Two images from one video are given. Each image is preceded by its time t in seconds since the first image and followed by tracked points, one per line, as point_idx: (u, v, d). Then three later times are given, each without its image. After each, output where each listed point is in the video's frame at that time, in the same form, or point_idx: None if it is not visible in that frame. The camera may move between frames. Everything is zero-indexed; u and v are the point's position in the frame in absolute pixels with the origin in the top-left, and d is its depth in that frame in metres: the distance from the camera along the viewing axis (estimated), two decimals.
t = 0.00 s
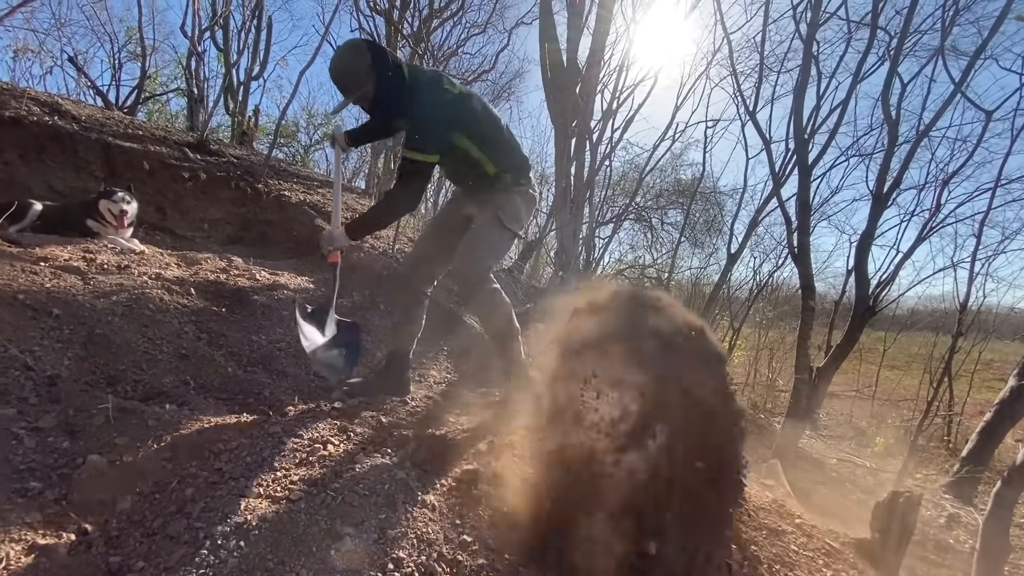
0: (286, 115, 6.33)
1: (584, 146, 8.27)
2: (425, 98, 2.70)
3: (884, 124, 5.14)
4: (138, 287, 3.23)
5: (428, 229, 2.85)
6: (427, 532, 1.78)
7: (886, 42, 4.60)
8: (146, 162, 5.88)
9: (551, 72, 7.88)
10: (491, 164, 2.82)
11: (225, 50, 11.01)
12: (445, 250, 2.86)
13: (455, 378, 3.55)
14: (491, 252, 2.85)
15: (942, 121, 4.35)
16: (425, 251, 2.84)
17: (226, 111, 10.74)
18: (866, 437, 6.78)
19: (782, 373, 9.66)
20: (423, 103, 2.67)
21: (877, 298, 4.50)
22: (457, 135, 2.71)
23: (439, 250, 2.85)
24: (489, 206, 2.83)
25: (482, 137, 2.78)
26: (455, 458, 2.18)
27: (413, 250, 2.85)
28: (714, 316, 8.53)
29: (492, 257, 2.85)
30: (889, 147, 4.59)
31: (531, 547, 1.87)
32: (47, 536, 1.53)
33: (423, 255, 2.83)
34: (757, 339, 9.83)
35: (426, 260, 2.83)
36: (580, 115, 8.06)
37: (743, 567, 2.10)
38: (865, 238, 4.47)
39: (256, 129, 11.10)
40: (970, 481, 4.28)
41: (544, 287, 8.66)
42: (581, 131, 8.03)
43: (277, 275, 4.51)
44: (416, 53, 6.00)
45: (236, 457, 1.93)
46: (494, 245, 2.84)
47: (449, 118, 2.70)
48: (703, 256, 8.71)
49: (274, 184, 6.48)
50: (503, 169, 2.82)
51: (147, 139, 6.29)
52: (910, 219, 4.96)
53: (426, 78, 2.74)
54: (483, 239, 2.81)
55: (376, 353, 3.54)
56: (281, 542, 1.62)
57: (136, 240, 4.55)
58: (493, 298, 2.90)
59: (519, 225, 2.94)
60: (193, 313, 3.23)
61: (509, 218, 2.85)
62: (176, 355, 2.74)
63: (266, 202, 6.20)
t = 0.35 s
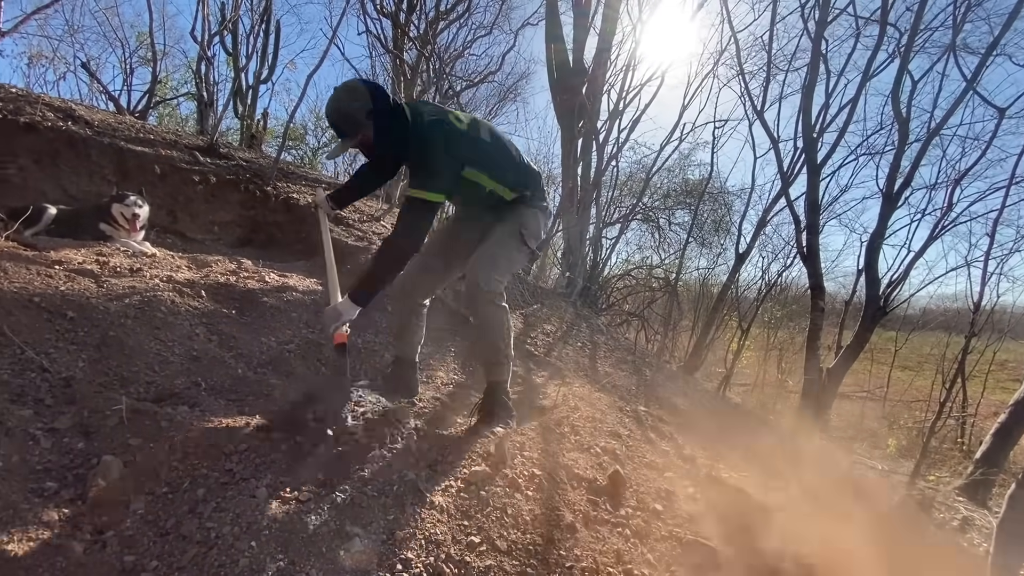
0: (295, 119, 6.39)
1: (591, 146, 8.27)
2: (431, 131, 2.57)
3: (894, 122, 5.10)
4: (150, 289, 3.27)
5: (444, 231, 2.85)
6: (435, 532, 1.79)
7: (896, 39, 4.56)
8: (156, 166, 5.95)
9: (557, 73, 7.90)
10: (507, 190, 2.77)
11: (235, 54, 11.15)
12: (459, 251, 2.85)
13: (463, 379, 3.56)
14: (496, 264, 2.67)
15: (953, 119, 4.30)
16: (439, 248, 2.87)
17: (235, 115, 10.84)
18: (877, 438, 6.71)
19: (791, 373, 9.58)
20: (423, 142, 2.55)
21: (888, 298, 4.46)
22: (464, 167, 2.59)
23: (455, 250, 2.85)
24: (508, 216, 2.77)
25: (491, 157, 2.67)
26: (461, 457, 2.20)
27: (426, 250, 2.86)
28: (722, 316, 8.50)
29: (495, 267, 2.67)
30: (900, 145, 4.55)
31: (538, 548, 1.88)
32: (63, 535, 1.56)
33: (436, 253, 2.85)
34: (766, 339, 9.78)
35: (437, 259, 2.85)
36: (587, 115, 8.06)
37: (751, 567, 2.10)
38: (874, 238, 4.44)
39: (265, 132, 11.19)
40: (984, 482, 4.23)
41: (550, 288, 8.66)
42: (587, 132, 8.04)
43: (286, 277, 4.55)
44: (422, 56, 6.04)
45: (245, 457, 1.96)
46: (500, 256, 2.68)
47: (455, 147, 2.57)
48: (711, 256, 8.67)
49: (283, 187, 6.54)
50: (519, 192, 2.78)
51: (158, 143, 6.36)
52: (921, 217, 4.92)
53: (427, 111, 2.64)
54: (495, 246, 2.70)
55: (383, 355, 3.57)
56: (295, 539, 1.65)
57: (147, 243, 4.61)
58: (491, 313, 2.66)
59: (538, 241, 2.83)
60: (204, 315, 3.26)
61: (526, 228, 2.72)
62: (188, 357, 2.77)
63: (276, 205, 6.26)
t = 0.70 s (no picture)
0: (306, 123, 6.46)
1: (600, 146, 8.26)
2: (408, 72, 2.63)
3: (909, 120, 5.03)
4: (167, 293, 3.32)
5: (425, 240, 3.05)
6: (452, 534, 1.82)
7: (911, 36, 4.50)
8: (171, 170, 6.04)
9: (566, 74, 7.91)
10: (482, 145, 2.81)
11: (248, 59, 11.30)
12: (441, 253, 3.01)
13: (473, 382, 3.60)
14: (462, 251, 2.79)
15: (970, 116, 4.24)
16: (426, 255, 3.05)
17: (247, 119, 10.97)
18: (893, 440, 6.63)
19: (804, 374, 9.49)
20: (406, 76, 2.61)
21: (904, 298, 4.41)
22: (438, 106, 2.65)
23: (435, 253, 3.03)
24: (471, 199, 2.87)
25: (472, 103, 2.76)
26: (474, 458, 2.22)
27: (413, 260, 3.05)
28: (734, 316, 8.45)
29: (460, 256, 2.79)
30: (915, 143, 4.49)
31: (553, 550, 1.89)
32: (90, 535, 1.59)
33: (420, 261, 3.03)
34: (778, 339, 9.71)
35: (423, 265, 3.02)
36: (596, 115, 8.05)
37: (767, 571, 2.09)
38: (890, 237, 4.38)
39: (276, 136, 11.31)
40: (1003, 485, 4.16)
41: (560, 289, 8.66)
42: (596, 132, 8.04)
43: (298, 280, 4.63)
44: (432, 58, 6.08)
45: (265, 458, 1.99)
46: (466, 241, 2.79)
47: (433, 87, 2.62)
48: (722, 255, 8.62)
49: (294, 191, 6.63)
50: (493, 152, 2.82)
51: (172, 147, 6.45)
52: (937, 216, 4.85)
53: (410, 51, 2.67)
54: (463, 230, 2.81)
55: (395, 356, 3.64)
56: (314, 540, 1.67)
57: (164, 247, 4.69)
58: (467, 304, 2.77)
59: (507, 210, 2.85)
60: (220, 318, 3.32)
61: (484, 204, 2.79)
62: (205, 359, 2.82)
63: (288, 208, 6.34)
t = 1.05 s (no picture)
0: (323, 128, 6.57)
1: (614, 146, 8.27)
2: (427, 154, 2.49)
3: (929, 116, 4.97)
4: (193, 296, 3.41)
5: (455, 232, 2.86)
6: (482, 530, 1.86)
7: (931, 32, 4.44)
8: (193, 176, 6.18)
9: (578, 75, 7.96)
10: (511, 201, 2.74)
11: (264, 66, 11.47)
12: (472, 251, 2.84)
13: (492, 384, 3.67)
14: (505, 256, 2.63)
15: (994, 112, 4.17)
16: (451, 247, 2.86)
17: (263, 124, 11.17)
18: (916, 441, 6.52)
19: (823, 375, 9.38)
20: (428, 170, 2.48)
21: (927, 297, 4.34)
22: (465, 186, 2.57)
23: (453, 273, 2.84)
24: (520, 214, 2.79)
25: (497, 172, 2.64)
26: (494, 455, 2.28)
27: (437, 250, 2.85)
28: (750, 317, 8.42)
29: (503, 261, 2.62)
30: (937, 140, 4.43)
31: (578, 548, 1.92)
32: (132, 529, 1.64)
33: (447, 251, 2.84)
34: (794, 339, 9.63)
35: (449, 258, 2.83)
36: (608, 116, 8.09)
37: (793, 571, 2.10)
38: (912, 236, 4.32)
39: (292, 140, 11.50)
40: None
41: (574, 290, 8.68)
42: (610, 132, 8.04)
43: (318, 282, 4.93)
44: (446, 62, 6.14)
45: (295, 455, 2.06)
46: (508, 250, 2.64)
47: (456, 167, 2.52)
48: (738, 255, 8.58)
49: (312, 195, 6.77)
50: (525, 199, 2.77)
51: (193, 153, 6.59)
52: (961, 214, 4.76)
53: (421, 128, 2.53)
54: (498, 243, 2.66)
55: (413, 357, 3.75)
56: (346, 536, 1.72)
57: (187, 251, 4.81)
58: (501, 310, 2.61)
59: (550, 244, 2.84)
60: (244, 320, 3.39)
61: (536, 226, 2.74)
62: (232, 361, 2.89)
63: (305, 212, 6.48)
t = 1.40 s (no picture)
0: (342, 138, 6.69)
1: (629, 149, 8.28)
2: (451, 113, 2.49)
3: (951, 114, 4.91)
4: (222, 305, 3.51)
5: (471, 235, 2.87)
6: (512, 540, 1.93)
7: (953, 29, 4.38)
8: (217, 186, 6.34)
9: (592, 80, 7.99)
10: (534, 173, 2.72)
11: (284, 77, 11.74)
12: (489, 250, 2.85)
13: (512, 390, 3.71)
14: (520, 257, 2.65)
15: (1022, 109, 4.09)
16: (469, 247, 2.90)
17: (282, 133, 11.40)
18: (944, 446, 6.38)
19: (845, 378, 9.24)
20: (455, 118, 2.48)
21: (954, 299, 4.27)
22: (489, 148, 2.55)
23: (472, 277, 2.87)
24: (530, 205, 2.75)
25: (520, 139, 2.64)
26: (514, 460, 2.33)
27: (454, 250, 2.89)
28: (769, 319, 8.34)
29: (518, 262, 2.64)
30: (962, 139, 4.35)
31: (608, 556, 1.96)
32: (175, 535, 1.68)
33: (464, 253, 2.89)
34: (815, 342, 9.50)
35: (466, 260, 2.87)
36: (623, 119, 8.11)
37: None
38: (937, 238, 4.24)
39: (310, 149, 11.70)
40: None
41: (590, 294, 8.69)
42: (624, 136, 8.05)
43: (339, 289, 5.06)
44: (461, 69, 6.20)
45: (326, 459, 2.15)
46: (522, 250, 2.66)
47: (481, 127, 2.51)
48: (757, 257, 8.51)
49: (331, 203, 6.90)
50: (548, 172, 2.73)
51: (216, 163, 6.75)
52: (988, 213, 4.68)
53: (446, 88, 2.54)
54: (513, 242, 2.66)
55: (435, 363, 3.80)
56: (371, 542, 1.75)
57: (213, 260, 4.95)
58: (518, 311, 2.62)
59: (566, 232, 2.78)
60: (271, 328, 3.47)
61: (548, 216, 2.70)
62: (260, 368, 2.96)
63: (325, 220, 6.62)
